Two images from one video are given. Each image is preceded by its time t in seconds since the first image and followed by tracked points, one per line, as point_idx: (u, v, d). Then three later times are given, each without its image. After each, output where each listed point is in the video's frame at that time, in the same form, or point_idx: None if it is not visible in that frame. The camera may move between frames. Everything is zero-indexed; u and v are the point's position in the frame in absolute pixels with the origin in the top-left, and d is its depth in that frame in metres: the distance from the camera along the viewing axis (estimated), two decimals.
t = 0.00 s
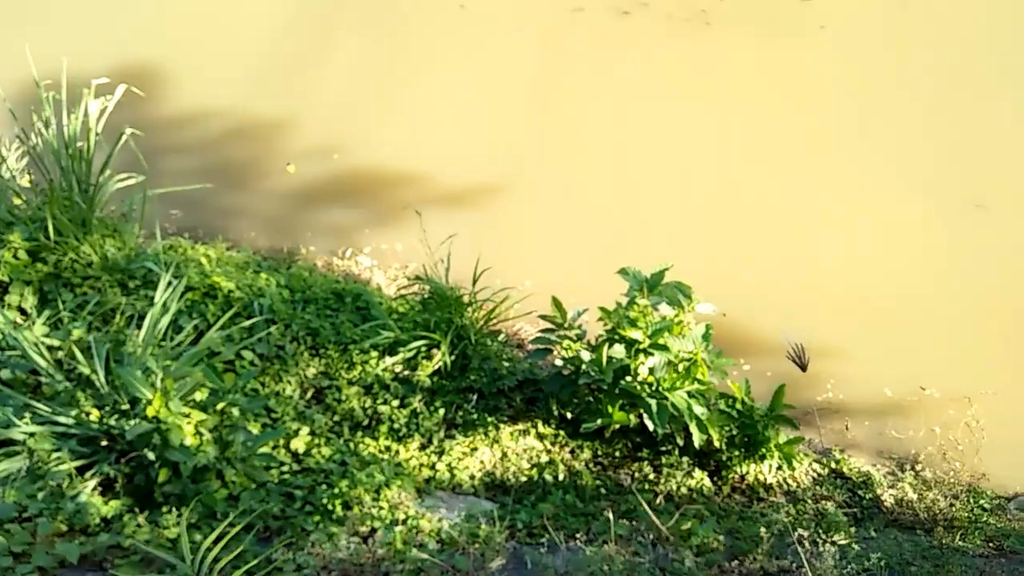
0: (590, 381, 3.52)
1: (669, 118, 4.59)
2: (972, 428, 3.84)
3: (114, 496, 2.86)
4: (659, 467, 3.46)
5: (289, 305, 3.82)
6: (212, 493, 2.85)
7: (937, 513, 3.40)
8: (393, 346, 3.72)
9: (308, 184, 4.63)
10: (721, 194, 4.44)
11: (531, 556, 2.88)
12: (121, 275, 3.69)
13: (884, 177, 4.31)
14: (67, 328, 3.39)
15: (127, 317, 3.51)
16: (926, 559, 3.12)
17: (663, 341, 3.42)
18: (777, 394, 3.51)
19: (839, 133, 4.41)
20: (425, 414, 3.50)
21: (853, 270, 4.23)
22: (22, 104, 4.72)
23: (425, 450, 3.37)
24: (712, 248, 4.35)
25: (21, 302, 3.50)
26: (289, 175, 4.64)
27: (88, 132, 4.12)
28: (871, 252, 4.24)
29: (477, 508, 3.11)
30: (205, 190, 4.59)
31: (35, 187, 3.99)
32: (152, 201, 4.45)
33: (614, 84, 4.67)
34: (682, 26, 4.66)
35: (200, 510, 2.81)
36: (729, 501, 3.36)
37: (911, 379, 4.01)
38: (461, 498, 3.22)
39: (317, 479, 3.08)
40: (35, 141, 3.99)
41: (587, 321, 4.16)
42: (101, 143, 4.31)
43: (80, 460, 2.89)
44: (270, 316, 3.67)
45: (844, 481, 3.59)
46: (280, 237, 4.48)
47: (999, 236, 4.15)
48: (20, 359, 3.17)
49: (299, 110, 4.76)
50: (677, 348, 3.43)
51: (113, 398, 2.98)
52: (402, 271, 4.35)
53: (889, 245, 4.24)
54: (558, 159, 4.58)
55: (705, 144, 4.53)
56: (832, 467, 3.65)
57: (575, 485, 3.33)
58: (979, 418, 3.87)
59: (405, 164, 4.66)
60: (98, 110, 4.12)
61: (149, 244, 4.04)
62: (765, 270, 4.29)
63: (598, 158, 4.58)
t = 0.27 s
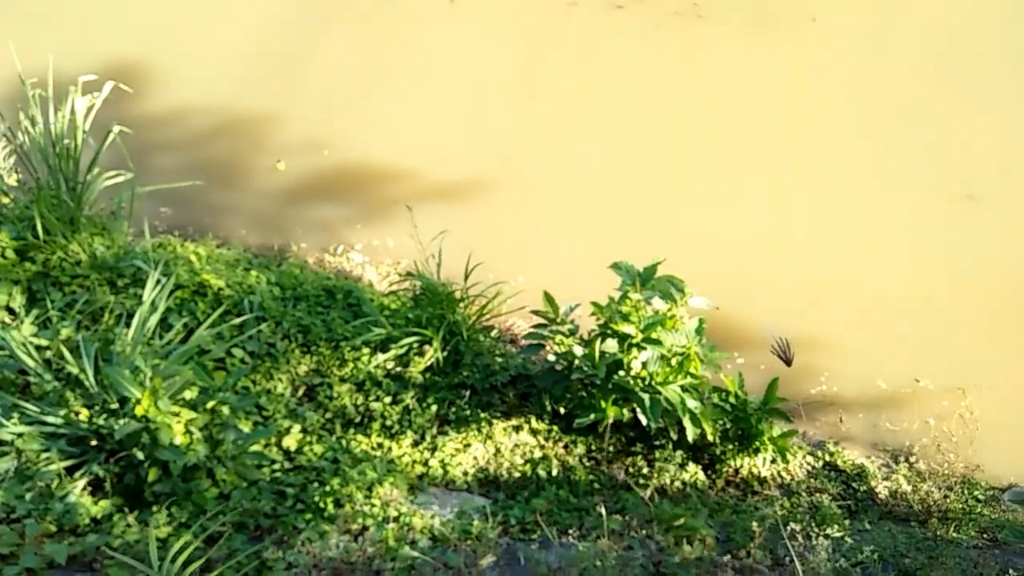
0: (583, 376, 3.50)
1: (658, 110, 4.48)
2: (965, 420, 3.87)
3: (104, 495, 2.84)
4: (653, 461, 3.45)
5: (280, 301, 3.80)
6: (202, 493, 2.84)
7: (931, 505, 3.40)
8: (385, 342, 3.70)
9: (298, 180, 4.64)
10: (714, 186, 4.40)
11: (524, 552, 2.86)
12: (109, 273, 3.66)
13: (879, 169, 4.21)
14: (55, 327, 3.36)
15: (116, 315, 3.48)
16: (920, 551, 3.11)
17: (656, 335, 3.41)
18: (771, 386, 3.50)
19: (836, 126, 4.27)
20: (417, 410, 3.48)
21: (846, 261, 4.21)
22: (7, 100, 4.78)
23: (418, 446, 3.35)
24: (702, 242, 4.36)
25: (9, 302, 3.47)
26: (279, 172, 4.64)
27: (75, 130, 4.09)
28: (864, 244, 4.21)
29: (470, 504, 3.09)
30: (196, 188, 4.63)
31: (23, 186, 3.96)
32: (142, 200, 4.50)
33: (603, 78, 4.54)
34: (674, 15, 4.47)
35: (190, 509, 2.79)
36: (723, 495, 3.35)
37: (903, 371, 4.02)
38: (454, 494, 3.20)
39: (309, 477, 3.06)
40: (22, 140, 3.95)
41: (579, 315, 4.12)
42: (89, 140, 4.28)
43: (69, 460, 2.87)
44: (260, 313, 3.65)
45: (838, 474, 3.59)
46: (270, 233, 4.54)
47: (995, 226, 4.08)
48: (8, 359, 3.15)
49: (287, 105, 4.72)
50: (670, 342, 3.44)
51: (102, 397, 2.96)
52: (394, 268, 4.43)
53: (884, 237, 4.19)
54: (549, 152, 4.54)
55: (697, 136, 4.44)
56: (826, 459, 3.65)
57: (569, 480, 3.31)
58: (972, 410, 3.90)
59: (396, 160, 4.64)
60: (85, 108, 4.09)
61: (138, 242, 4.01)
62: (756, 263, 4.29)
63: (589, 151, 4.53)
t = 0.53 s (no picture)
0: (573, 368, 3.50)
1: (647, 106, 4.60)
2: (953, 405, 3.89)
3: (95, 494, 2.84)
4: (644, 452, 3.46)
5: (268, 297, 3.79)
6: (193, 490, 2.84)
7: (920, 491, 3.42)
8: (375, 337, 3.70)
9: (286, 175, 4.57)
10: (702, 178, 4.43)
11: (517, 544, 2.88)
12: (97, 271, 3.65)
13: (863, 159, 4.33)
14: (42, 326, 3.33)
15: (104, 313, 3.47)
16: (910, 536, 3.12)
17: (645, 327, 3.43)
18: (760, 376, 3.50)
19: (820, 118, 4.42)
20: (408, 404, 3.48)
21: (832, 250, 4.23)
22: None
23: (409, 440, 3.35)
24: (691, 232, 4.34)
25: None
26: (265, 167, 4.59)
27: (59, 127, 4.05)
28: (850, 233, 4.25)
29: (462, 497, 3.10)
30: (183, 185, 4.53)
31: (7, 185, 3.92)
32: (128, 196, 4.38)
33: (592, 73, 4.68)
34: (660, 13, 4.66)
35: (182, 507, 2.79)
36: (714, 484, 3.37)
37: (892, 358, 4.03)
38: (446, 488, 3.21)
39: (301, 473, 3.06)
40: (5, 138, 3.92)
41: (569, 307, 4.13)
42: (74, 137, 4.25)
43: (59, 459, 2.86)
44: (249, 310, 3.64)
45: (828, 462, 3.59)
46: (259, 229, 4.41)
47: (977, 218, 4.17)
48: None
49: (275, 102, 4.73)
50: (659, 333, 3.45)
51: (91, 396, 2.95)
52: (383, 262, 4.31)
53: (870, 227, 4.24)
54: (537, 145, 4.56)
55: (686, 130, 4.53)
56: (815, 448, 3.65)
57: (560, 471, 3.32)
58: (960, 395, 3.92)
59: (383, 153, 4.62)
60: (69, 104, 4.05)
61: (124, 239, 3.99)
62: (745, 252, 4.29)
63: (577, 145, 4.55)
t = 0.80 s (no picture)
0: (569, 360, 3.51)
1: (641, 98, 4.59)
2: (950, 393, 3.87)
3: (93, 491, 2.84)
4: (641, 443, 3.47)
5: (265, 293, 3.79)
6: (191, 486, 2.84)
7: (916, 479, 3.42)
8: (372, 331, 3.69)
9: (281, 170, 4.57)
10: (695, 170, 4.44)
11: (514, 535, 2.88)
12: (92, 268, 3.64)
13: (856, 154, 4.39)
14: (38, 323, 3.32)
15: (100, 310, 3.47)
16: (906, 524, 3.12)
17: (642, 318, 3.43)
18: (756, 365, 3.51)
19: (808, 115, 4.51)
20: (405, 398, 3.48)
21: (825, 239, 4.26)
22: None
23: (407, 434, 3.36)
24: (683, 224, 4.36)
25: None
26: (259, 163, 4.59)
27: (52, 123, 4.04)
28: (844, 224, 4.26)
29: (460, 490, 3.11)
30: (177, 181, 4.52)
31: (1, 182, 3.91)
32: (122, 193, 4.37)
33: (583, 64, 4.64)
34: (654, 9, 4.67)
35: (180, 502, 2.80)
36: (711, 474, 3.38)
37: (888, 347, 4.03)
38: (444, 481, 3.21)
39: (298, 467, 3.07)
40: None
41: (566, 299, 4.14)
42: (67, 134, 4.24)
43: (57, 457, 2.86)
44: (245, 305, 3.64)
45: (824, 451, 3.59)
46: (254, 225, 4.40)
47: (970, 209, 4.18)
48: None
49: (270, 98, 4.72)
50: (655, 325, 3.45)
51: (89, 393, 2.95)
52: (379, 256, 4.30)
53: (863, 217, 4.26)
54: (532, 140, 4.57)
55: (679, 121, 4.53)
56: (812, 437, 3.65)
57: (557, 463, 3.32)
58: (957, 383, 3.90)
59: (378, 148, 4.62)
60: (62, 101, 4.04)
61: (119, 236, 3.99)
62: (739, 243, 4.30)
63: (572, 139, 4.56)
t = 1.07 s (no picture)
0: (561, 342, 3.49)
1: (628, 78, 4.55)
2: (942, 369, 3.88)
3: (84, 479, 2.83)
4: (633, 423, 3.46)
5: (254, 278, 3.77)
6: (182, 473, 2.84)
7: (909, 455, 3.43)
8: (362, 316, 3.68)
9: (268, 155, 4.54)
10: (685, 150, 4.42)
11: (507, 516, 2.88)
12: (79, 256, 3.61)
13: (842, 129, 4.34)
14: (24, 313, 3.29)
15: (87, 298, 3.44)
16: (898, 500, 3.12)
17: (633, 299, 3.43)
18: (749, 344, 3.50)
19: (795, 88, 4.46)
20: (397, 382, 3.47)
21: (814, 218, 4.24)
22: None
23: (399, 418, 3.35)
24: (673, 206, 4.33)
25: None
26: (246, 149, 4.54)
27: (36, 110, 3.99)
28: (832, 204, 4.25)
29: (454, 473, 3.11)
30: (164, 167, 4.48)
31: None
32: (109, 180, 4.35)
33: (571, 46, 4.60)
34: None
35: (171, 490, 2.79)
36: (704, 453, 3.38)
37: (880, 325, 4.03)
38: (437, 464, 3.19)
39: (290, 453, 3.05)
40: None
41: (557, 282, 4.12)
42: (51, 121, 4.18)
43: (46, 446, 2.85)
44: (234, 291, 3.63)
45: (817, 428, 3.59)
46: (242, 211, 4.37)
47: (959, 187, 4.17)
48: None
49: (255, 82, 4.68)
50: (647, 305, 3.45)
51: (77, 382, 2.94)
52: (370, 241, 4.29)
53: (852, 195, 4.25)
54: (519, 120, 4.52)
55: (668, 100, 4.50)
56: (805, 415, 3.64)
57: (550, 445, 3.32)
58: (949, 358, 3.91)
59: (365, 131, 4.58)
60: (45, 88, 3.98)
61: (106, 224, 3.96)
62: (730, 224, 4.29)
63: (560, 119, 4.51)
